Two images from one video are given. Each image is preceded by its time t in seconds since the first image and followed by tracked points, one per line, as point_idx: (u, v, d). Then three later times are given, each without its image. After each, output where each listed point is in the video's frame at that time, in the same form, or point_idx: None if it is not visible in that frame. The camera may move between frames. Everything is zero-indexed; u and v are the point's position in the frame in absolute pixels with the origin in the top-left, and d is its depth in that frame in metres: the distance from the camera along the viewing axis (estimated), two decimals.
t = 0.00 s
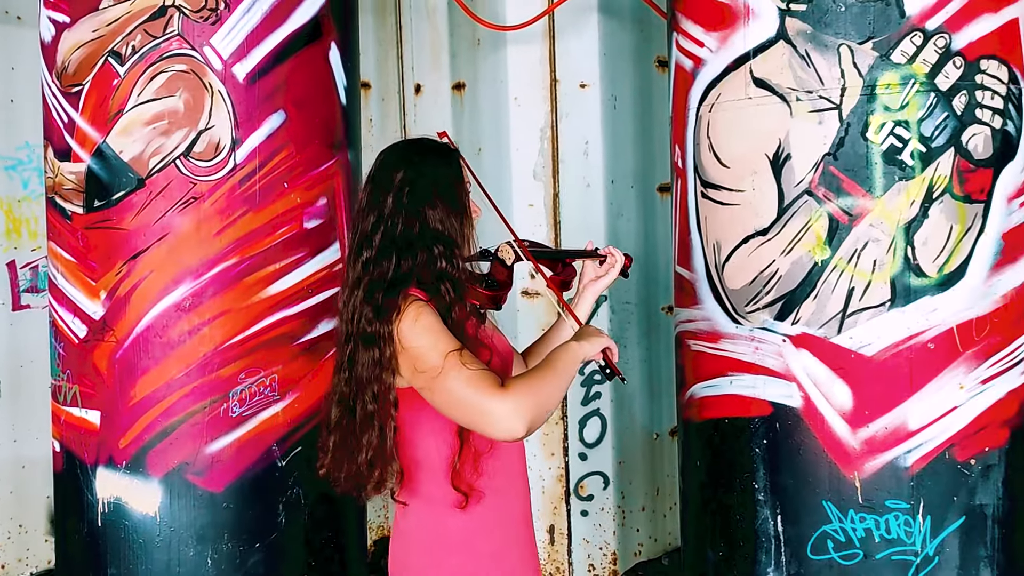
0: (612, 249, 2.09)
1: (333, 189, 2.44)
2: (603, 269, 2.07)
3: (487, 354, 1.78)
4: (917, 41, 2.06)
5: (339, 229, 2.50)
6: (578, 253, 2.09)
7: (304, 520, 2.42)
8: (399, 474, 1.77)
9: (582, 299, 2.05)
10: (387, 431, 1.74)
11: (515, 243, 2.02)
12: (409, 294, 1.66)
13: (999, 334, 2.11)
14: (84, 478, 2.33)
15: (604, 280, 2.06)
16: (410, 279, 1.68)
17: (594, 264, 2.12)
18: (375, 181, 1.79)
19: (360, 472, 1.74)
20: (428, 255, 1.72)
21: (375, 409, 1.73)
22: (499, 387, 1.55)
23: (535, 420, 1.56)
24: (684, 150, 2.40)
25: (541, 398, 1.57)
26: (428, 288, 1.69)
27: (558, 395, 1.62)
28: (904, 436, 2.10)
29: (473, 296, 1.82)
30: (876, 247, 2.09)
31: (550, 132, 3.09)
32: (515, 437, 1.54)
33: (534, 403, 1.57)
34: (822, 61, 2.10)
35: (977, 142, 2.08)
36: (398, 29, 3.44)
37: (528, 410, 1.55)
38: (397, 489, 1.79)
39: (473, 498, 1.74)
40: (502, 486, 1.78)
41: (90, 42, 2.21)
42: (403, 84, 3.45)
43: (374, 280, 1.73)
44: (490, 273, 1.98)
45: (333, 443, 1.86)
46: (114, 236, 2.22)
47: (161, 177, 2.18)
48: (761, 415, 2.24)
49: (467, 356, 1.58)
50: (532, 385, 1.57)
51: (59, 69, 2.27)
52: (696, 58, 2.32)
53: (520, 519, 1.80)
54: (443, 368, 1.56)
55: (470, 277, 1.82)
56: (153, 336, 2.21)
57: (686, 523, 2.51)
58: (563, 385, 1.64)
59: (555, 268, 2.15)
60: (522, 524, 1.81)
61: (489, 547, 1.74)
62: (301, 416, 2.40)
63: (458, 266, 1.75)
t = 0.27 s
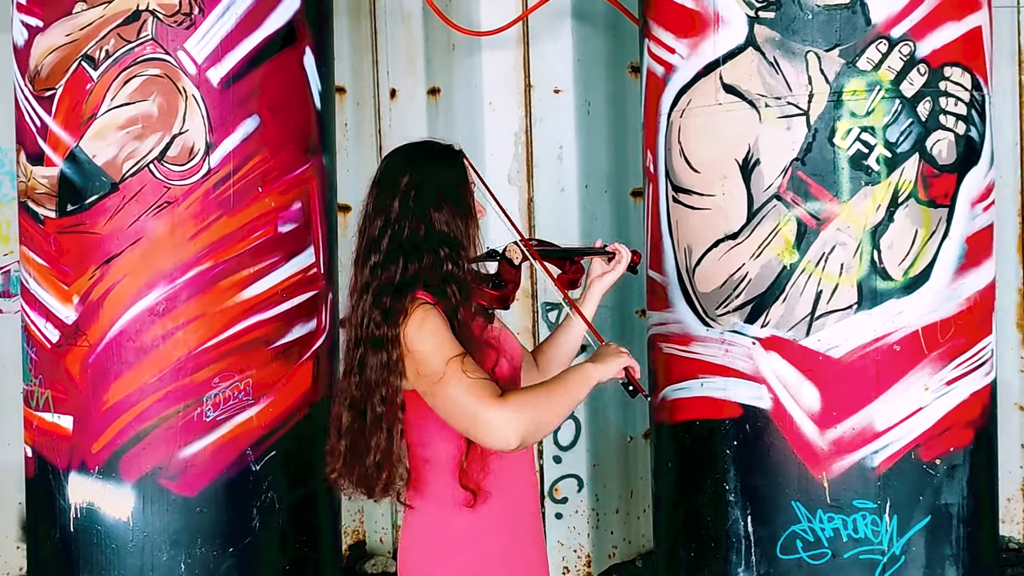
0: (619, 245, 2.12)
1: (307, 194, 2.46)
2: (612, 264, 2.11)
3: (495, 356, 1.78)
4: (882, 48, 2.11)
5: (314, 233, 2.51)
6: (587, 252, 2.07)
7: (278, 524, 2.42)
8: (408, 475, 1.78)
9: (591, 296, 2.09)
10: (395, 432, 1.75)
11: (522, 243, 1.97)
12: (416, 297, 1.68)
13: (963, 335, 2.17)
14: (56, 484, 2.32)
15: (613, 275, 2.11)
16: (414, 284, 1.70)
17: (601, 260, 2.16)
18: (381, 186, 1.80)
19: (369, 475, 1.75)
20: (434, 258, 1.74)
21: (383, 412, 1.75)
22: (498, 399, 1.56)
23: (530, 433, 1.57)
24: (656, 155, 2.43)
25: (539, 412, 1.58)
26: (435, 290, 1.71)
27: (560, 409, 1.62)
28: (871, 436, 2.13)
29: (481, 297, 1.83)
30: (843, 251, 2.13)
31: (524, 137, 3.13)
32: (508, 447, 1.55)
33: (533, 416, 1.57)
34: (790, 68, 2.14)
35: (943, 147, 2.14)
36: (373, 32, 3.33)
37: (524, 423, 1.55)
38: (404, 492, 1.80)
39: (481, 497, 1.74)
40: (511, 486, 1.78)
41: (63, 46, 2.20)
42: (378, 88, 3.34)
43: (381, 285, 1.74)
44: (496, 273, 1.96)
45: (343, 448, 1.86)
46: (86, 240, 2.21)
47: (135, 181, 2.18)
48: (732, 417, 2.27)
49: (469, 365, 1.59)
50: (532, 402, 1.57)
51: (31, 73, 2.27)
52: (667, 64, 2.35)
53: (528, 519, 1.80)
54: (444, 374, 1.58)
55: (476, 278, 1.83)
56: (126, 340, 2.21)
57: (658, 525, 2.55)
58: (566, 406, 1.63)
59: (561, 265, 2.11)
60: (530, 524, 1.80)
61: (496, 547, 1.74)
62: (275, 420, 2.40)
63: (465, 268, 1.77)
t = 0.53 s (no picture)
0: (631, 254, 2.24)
1: (281, 199, 2.47)
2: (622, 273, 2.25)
3: (495, 362, 1.79)
4: (849, 56, 2.14)
5: (288, 238, 2.52)
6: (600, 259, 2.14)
7: (252, 529, 2.42)
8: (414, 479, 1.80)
9: (601, 300, 2.21)
10: (397, 437, 1.77)
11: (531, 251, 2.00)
12: (415, 304, 1.67)
13: (929, 339, 2.21)
14: (28, 490, 2.30)
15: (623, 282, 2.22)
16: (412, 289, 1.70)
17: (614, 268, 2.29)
18: (384, 192, 1.79)
19: (375, 478, 1.79)
20: (435, 265, 1.72)
21: (384, 417, 1.74)
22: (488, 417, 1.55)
23: (511, 453, 1.56)
24: (628, 161, 2.46)
25: (525, 434, 1.57)
26: (436, 298, 1.70)
27: (549, 434, 1.60)
28: (839, 440, 2.16)
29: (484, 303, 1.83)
30: (811, 256, 2.16)
31: (500, 143, 3.15)
32: (487, 465, 1.55)
33: (518, 438, 1.56)
34: (760, 75, 2.17)
35: (909, 154, 2.18)
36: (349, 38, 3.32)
37: (506, 444, 1.55)
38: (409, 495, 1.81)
39: (484, 501, 1.75)
40: (514, 489, 1.79)
41: (36, 50, 2.19)
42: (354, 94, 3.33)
43: (383, 291, 1.73)
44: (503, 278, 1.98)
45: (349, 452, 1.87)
46: (59, 245, 2.20)
47: (108, 186, 2.17)
48: (703, 420, 2.29)
49: (462, 379, 1.58)
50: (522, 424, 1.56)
51: (4, 77, 2.25)
52: (639, 71, 2.38)
53: (532, 521, 1.81)
54: (436, 384, 1.57)
55: (480, 283, 1.81)
56: (99, 345, 2.20)
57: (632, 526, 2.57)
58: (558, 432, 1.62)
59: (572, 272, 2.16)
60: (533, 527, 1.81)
61: (499, 549, 1.75)
62: (249, 424, 2.40)
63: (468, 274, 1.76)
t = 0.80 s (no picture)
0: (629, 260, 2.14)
1: (257, 205, 2.48)
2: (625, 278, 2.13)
3: (483, 367, 1.71)
4: (818, 66, 2.17)
5: (264, 243, 2.53)
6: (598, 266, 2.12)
7: (226, 534, 2.42)
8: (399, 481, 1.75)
9: (600, 309, 2.10)
10: (382, 441, 1.72)
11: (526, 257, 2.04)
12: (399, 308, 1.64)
13: (897, 346, 2.24)
14: None
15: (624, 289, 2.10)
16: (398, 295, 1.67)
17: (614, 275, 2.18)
18: (373, 198, 1.76)
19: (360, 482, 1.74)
20: (422, 271, 1.69)
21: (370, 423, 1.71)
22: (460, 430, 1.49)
23: (481, 468, 1.49)
24: (602, 168, 2.48)
25: (498, 449, 1.49)
26: (423, 304, 1.66)
27: (526, 454, 1.52)
28: (808, 445, 2.19)
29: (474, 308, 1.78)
30: (781, 264, 2.19)
31: (478, 149, 3.17)
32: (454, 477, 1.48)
33: (490, 452, 1.49)
34: (730, 84, 2.20)
35: (878, 163, 2.21)
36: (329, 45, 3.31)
37: (477, 458, 1.47)
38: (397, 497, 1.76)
39: (471, 507, 1.70)
40: (503, 496, 1.73)
41: (9, 55, 2.19)
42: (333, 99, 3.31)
43: (370, 297, 1.70)
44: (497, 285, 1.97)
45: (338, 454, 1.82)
46: (33, 250, 2.19)
47: (82, 191, 2.17)
48: (674, 426, 2.31)
49: (439, 388, 1.52)
50: (494, 441, 1.49)
51: None
52: (612, 79, 2.40)
53: (521, 529, 1.76)
54: (413, 390, 1.52)
55: (469, 290, 1.77)
56: (72, 351, 2.20)
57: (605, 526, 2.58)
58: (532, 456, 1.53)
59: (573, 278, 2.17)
60: (522, 536, 1.76)
61: (484, 556, 1.70)
62: (224, 430, 2.41)
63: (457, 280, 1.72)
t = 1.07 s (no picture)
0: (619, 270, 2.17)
1: (234, 211, 2.49)
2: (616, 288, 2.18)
3: (461, 374, 1.73)
4: (790, 79, 2.19)
5: (241, 250, 2.54)
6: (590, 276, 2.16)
7: (200, 540, 2.43)
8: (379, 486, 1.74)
9: (590, 318, 2.13)
10: (358, 445, 1.73)
11: (516, 267, 2.10)
12: (380, 315, 1.65)
13: (868, 356, 2.26)
14: None
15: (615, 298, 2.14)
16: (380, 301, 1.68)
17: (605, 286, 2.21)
18: (358, 205, 1.77)
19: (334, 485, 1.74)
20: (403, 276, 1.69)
21: (348, 427, 1.72)
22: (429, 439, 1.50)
23: (447, 481, 1.50)
24: (578, 178, 2.50)
25: (465, 464, 1.50)
26: (403, 310, 1.67)
27: (495, 471, 1.52)
28: (779, 453, 2.21)
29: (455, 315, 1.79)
30: (752, 274, 2.21)
31: (460, 157, 3.19)
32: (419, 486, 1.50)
33: (458, 467, 1.49)
34: (703, 96, 2.22)
35: (849, 174, 2.23)
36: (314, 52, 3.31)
37: (443, 470, 1.48)
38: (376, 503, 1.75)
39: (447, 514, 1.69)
40: (481, 504, 1.72)
41: None
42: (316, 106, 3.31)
43: (353, 303, 1.72)
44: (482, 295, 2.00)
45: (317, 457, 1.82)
46: (8, 255, 2.20)
47: (57, 196, 2.18)
48: (646, 434, 2.33)
49: (411, 395, 1.53)
50: (461, 454, 1.49)
51: None
52: (588, 90, 2.42)
53: (498, 539, 1.74)
54: (387, 397, 1.54)
55: (452, 297, 1.78)
56: (46, 355, 2.20)
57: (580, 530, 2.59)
58: (501, 475, 1.52)
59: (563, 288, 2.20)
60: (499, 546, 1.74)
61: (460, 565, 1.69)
62: (199, 435, 2.41)
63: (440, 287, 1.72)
